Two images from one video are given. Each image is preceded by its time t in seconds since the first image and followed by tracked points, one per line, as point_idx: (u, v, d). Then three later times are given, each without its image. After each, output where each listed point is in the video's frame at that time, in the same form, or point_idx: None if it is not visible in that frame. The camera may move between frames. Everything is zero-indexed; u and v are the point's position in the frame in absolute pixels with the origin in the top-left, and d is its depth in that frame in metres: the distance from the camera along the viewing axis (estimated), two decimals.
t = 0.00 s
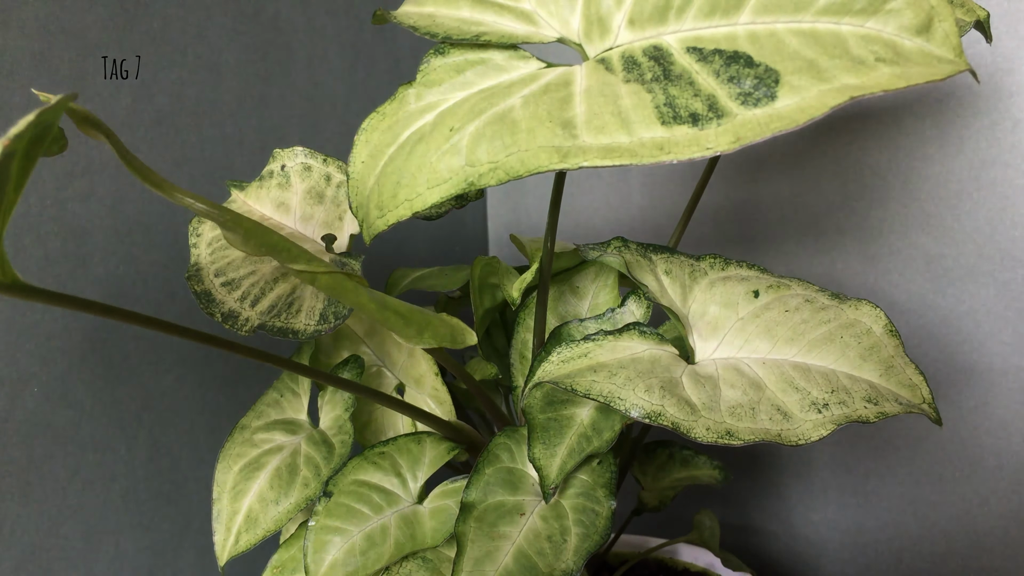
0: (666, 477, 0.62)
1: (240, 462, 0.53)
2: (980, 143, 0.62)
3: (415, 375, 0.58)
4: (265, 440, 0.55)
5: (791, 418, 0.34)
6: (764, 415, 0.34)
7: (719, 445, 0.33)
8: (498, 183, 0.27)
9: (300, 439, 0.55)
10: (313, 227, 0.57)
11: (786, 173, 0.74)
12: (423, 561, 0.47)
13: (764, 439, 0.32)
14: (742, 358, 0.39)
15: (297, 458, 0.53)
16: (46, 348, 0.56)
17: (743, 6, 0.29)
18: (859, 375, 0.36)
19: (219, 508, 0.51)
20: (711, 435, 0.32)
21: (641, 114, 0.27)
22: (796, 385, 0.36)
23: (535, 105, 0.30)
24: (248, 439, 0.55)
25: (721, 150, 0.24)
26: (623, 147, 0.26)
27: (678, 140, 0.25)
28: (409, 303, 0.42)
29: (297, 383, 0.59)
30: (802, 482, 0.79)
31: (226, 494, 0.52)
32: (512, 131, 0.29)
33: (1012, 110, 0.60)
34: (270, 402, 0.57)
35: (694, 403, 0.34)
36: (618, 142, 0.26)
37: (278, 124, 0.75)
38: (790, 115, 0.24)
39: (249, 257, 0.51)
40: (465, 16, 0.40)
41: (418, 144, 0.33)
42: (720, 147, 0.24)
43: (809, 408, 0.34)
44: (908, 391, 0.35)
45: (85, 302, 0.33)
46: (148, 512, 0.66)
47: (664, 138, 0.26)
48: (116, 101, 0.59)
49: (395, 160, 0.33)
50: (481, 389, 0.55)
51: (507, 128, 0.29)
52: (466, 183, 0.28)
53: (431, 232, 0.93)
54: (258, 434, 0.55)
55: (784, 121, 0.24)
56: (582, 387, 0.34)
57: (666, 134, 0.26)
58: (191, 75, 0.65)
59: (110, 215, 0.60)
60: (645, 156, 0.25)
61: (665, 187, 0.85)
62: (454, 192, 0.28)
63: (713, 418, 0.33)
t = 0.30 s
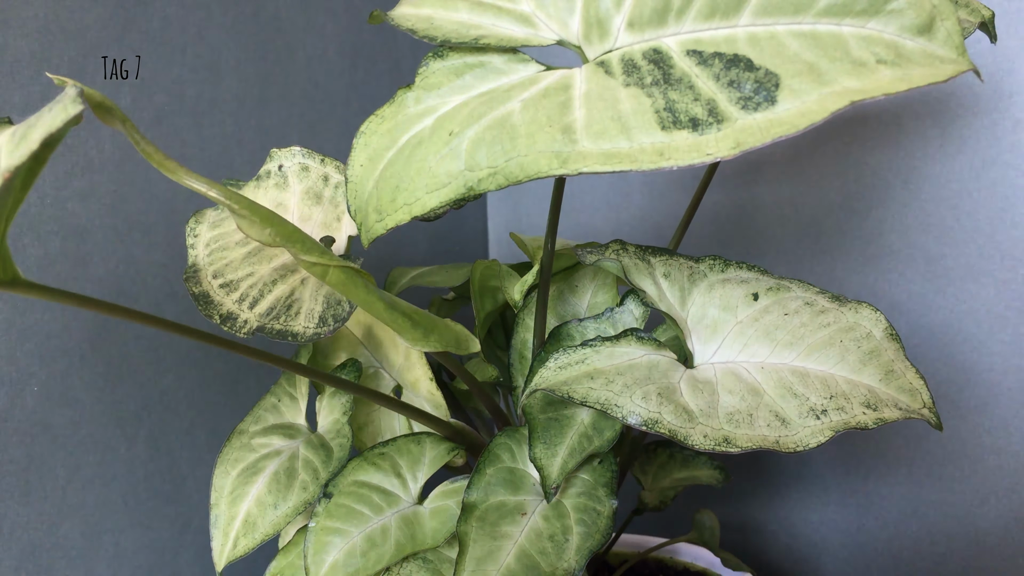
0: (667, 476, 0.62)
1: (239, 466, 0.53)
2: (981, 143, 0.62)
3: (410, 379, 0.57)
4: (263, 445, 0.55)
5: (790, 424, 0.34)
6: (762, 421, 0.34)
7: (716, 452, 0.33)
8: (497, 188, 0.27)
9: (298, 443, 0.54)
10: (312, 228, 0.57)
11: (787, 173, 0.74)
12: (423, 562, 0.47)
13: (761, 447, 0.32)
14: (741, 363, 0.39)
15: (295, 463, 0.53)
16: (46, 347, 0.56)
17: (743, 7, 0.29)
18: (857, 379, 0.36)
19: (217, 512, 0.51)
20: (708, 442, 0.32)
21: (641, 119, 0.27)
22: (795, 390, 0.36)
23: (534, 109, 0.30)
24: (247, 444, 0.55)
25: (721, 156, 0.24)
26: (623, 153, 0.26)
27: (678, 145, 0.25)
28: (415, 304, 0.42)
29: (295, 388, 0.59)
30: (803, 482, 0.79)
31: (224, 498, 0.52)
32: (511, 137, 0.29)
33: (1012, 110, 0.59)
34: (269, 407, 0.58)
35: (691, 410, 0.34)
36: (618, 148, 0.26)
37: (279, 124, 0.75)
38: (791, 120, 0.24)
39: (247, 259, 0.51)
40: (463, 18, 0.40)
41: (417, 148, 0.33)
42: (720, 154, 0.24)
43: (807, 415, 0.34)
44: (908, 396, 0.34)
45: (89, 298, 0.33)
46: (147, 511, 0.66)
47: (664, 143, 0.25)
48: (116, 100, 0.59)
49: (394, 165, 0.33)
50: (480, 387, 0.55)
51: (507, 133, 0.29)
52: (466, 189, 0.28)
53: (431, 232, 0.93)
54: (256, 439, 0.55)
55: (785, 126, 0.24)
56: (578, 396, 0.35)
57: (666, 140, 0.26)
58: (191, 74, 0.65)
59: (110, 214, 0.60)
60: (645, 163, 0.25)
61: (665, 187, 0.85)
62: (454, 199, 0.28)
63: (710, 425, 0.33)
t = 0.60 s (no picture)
0: (668, 477, 0.62)
1: (238, 466, 0.53)
2: (980, 143, 0.62)
3: (407, 385, 0.57)
4: (263, 445, 0.55)
5: (790, 426, 0.34)
6: (762, 422, 0.34)
7: (716, 453, 0.33)
8: (495, 190, 0.27)
9: (298, 442, 0.54)
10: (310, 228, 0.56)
11: (787, 174, 0.75)
12: (423, 562, 0.47)
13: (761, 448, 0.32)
14: (741, 363, 0.39)
15: (295, 462, 0.53)
16: (47, 347, 0.56)
17: (739, 7, 0.29)
18: (857, 380, 0.36)
19: (216, 511, 0.51)
20: (708, 443, 0.32)
21: (638, 121, 0.27)
22: (794, 391, 0.36)
23: (531, 111, 0.30)
24: (247, 443, 0.55)
25: (718, 158, 0.24)
26: (619, 155, 0.26)
27: (675, 147, 0.25)
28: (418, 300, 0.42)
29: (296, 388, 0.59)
30: (803, 481, 0.79)
31: (223, 497, 0.52)
32: (508, 139, 0.29)
33: (1012, 110, 0.59)
34: (269, 407, 0.58)
35: (691, 410, 0.34)
36: (615, 150, 0.26)
37: (279, 124, 0.74)
38: (787, 121, 0.24)
39: (247, 260, 0.51)
40: (460, 20, 0.40)
41: (415, 151, 0.33)
42: (717, 155, 0.24)
43: (807, 416, 0.34)
44: (908, 396, 0.34)
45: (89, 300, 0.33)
46: (148, 511, 0.66)
47: (661, 145, 0.25)
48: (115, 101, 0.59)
49: (392, 168, 0.33)
50: (481, 388, 0.55)
51: (505, 136, 0.29)
52: (464, 192, 0.28)
53: (431, 233, 0.93)
54: (257, 438, 0.55)
55: (782, 127, 0.24)
56: (578, 396, 0.35)
57: (663, 141, 0.26)
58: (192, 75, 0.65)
59: (110, 214, 0.60)
60: (642, 165, 0.25)
61: (664, 188, 0.85)
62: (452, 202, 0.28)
63: (710, 426, 0.33)
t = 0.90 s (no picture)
0: (666, 470, 0.63)
1: (238, 412, 0.56)
2: (972, 137, 0.63)
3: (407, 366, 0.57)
4: (266, 396, 0.58)
5: (780, 425, 0.34)
6: (753, 422, 0.34)
7: (707, 453, 0.33)
8: (487, 177, 0.27)
9: (296, 402, 0.58)
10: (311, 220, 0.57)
11: (782, 168, 0.75)
12: (422, 564, 0.47)
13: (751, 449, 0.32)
14: (733, 361, 0.39)
15: (285, 419, 0.56)
16: (46, 340, 0.57)
17: None
18: (848, 378, 0.36)
19: (209, 449, 0.54)
20: (698, 444, 0.33)
21: (624, 98, 0.27)
22: (785, 390, 0.36)
23: (519, 98, 0.30)
24: (251, 391, 0.58)
25: (705, 124, 0.25)
26: (606, 131, 0.26)
27: (661, 119, 0.26)
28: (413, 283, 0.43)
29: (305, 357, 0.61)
30: (798, 473, 0.80)
31: (218, 438, 0.55)
32: (498, 125, 0.29)
33: (1003, 105, 0.60)
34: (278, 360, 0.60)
35: (681, 412, 0.35)
36: (602, 127, 0.26)
37: (279, 118, 0.74)
38: (771, 84, 0.25)
39: (248, 249, 0.51)
40: (449, 19, 0.41)
41: (407, 145, 0.33)
42: (703, 122, 0.25)
43: (797, 415, 0.35)
44: (900, 393, 0.35)
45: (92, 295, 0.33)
46: (149, 504, 0.66)
47: (648, 118, 0.26)
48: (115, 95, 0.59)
49: (386, 164, 0.33)
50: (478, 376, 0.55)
51: (494, 121, 0.30)
52: (455, 181, 0.29)
53: (429, 227, 0.93)
54: (261, 389, 0.58)
55: (766, 91, 0.25)
56: (568, 399, 0.35)
57: (650, 115, 0.26)
58: (191, 70, 0.65)
59: (112, 209, 0.60)
60: (629, 138, 0.25)
61: (663, 182, 0.86)
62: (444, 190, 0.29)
63: (700, 427, 0.34)
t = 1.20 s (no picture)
0: (666, 470, 0.63)
1: (239, 411, 0.56)
2: (973, 137, 0.63)
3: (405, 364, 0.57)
4: (265, 395, 0.57)
5: (780, 428, 0.34)
6: (752, 425, 0.34)
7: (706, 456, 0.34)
8: (499, 176, 0.27)
9: (295, 400, 0.58)
10: (310, 220, 0.58)
11: (782, 167, 0.75)
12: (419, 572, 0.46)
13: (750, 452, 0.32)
14: (733, 363, 0.39)
15: (284, 417, 0.57)
16: (47, 339, 0.57)
17: None
18: (848, 380, 0.36)
19: (210, 449, 0.55)
20: (697, 447, 0.33)
21: (639, 101, 0.27)
22: (784, 393, 0.36)
23: (533, 97, 0.30)
24: (252, 391, 0.57)
25: (721, 130, 0.24)
26: (622, 133, 0.26)
27: (676, 123, 0.26)
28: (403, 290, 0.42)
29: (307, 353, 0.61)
30: (798, 472, 0.80)
31: (218, 437, 0.55)
32: (511, 124, 0.29)
33: (1004, 105, 0.60)
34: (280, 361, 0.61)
35: (681, 414, 0.35)
36: (617, 129, 0.26)
37: (279, 117, 0.75)
38: (789, 92, 0.24)
39: (246, 249, 0.51)
40: (461, 16, 0.41)
41: (418, 141, 0.33)
42: (719, 128, 0.25)
43: (797, 418, 0.35)
44: (900, 395, 0.35)
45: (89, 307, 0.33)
46: (149, 502, 0.66)
47: (662, 122, 0.26)
48: (116, 94, 0.60)
49: (394, 160, 0.33)
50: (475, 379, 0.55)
51: (505, 121, 0.30)
52: (467, 177, 0.29)
53: (429, 226, 0.93)
54: (261, 388, 0.58)
55: (784, 98, 0.24)
56: (567, 402, 0.35)
57: (664, 119, 0.26)
58: (191, 69, 0.65)
59: (112, 208, 0.60)
60: (644, 141, 0.25)
61: (664, 181, 0.85)
62: (457, 186, 0.29)
63: (700, 430, 0.34)
